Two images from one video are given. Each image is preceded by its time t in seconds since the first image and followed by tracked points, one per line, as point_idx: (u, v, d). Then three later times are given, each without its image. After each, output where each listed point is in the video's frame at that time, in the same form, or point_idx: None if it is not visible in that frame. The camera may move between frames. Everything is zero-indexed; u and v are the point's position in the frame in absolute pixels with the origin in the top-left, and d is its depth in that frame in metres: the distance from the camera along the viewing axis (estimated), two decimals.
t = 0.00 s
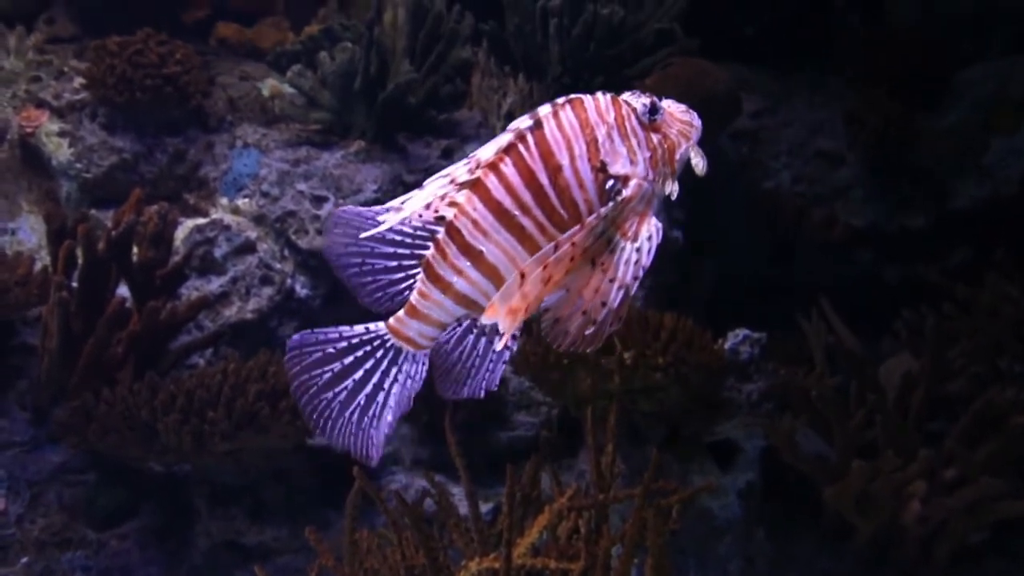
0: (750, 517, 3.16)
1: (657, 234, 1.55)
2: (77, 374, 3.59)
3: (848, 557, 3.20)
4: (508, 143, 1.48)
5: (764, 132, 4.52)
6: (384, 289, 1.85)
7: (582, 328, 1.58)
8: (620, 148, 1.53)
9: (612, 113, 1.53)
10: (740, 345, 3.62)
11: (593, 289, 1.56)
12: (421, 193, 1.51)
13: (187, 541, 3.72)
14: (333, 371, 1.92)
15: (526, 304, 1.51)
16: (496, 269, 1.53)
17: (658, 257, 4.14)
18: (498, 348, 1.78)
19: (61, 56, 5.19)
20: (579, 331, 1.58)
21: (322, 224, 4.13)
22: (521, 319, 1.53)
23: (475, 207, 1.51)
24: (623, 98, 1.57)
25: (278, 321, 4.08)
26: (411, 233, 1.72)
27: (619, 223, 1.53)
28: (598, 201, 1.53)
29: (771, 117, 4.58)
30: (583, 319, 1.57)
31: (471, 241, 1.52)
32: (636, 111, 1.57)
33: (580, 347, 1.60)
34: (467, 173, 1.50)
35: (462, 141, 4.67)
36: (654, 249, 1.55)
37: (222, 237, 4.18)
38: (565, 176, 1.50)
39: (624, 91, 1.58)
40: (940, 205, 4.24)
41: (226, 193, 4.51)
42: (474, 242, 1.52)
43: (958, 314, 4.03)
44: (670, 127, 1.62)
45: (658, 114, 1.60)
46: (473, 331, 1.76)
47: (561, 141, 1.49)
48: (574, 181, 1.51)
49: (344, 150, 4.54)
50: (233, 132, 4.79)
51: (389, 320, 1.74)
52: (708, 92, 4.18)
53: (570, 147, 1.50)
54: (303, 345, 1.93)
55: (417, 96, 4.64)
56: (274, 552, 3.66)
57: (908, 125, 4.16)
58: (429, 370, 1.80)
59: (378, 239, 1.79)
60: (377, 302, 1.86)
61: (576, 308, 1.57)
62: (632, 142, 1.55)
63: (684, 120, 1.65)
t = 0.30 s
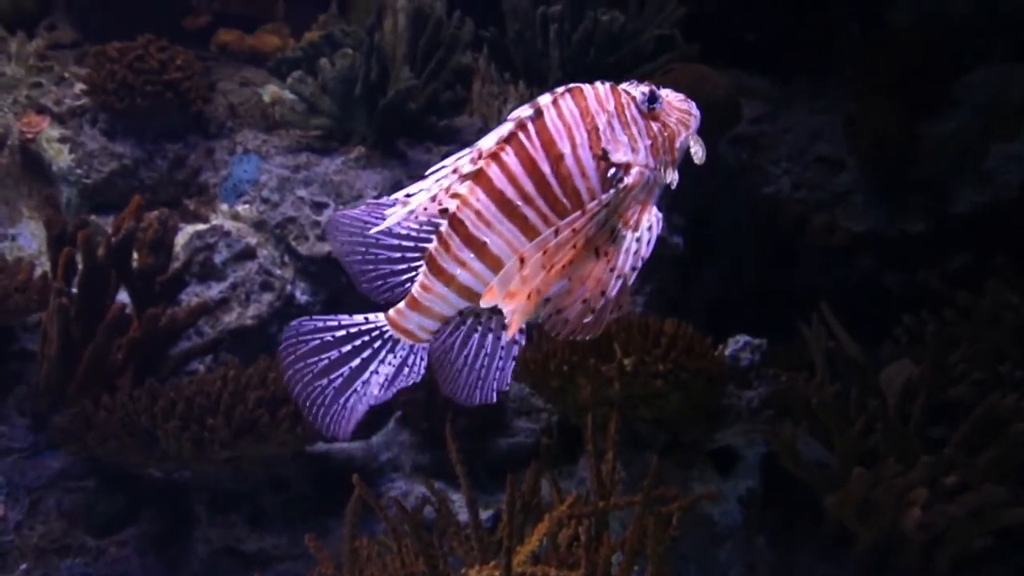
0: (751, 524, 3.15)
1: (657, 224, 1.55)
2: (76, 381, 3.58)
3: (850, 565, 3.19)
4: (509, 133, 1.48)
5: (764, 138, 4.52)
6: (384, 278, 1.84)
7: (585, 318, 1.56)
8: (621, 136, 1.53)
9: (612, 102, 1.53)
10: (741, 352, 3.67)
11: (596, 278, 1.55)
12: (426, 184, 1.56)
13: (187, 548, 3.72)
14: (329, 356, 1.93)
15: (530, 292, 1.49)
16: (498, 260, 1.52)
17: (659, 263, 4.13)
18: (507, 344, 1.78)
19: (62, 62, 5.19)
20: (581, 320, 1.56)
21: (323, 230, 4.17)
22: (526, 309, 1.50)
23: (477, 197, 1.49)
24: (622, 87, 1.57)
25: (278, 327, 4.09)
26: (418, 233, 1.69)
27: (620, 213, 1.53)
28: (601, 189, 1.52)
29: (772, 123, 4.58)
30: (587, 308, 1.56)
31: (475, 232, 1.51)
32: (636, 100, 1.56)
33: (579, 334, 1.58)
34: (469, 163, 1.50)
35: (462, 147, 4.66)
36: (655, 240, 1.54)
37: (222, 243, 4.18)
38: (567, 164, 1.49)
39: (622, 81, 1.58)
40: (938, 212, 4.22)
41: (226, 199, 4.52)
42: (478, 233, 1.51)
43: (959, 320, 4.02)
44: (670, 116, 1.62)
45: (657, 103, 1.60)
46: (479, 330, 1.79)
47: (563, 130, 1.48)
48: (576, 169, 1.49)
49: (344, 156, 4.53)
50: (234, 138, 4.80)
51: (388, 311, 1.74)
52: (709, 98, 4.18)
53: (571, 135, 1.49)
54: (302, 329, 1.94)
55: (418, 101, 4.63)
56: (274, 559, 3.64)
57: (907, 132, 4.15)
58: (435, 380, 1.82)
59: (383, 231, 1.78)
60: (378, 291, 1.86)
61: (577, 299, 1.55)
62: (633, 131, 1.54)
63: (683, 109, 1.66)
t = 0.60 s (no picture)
0: (751, 539, 3.15)
1: (654, 220, 1.54)
2: (75, 393, 3.57)
3: None
4: (509, 127, 1.48)
5: (764, 150, 4.52)
6: (388, 275, 1.84)
7: (585, 311, 1.58)
8: (622, 130, 1.52)
9: (612, 95, 1.52)
10: (741, 365, 3.77)
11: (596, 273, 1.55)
12: (428, 181, 1.60)
13: (184, 562, 3.70)
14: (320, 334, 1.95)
15: (533, 287, 1.50)
16: (501, 256, 1.53)
17: (658, 276, 4.12)
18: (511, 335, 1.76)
19: (62, 73, 5.19)
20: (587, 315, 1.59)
21: (322, 242, 4.20)
22: (528, 304, 1.50)
23: (479, 193, 1.50)
24: (622, 80, 1.56)
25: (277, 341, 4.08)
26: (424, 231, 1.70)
27: (620, 208, 1.52)
28: (601, 184, 1.51)
29: (771, 136, 4.58)
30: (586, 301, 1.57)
31: (477, 228, 1.52)
32: (636, 93, 1.56)
33: (578, 325, 1.60)
34: (471, 160, 1.51)
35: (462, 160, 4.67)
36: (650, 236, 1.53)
37: (221, 256, 4.17)
38: (568, 158, 1.48)
39: (621, 75, 1.58)
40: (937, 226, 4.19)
41: (225, 212, 4.52)
42: (480, 229, 1.51)
43: (958, 333, 4.01)
44: (670, 109, 1.61)
45: (657, 96, 1.58)
46: (483, 327, 1.79)
47: (563, 124, 1.48)
48: (577, 163, 1.49)
49: (343, 168, 4.56)
50: (233, 150, 4.81)
51: (389, 313, 1.77)
52: (708, 111, 4.19)
53: (571, 130, 1.48)
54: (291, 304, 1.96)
55: (417, 114, 4.65)
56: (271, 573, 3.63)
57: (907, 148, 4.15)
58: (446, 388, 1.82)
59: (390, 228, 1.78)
60: (378, 285, 1.87)
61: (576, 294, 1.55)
62: (633, 124, 1.53)
63: (683, 101, 1.64)
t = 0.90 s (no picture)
0: (751, 555, 3.16)
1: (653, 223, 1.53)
2: (73, 408, 3.57)
3: None
4: (510, 128, 1.50)
5: (762, 166, 4.53)
6: (396, 280, 1.89)
7: (583, 309, 1.61)
8: (623, 132, 1.53)
9: (614, 96, 1.54)
10: (738, 381, 3.74)
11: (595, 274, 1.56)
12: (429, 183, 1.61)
13: None
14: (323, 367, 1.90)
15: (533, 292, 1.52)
16: (501, 255, 1.54)
17: (657, 292, 4.12)
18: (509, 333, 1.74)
19: (63, 88, 5.20)
20: (578, 311, 1.61)
21: (320, 257, 4.21)
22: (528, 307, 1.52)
23: (478, 193, 1.52)
24: (625, 80, 1.57)
25: (274, 355, 4.10)
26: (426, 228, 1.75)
27: (621, 211, 1.52)
28: (601, 186, 1.53)
29: (770, 151, 4.59)
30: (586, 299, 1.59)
31: (477, 227, 1.53)
32: (639, 93, 1.56)
33: (578, 323, 1.63)
34: (472, 160, 1.53)
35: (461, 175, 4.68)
36: (644, 240, 1.51)
37: (220, 270, 4.18)
38: (567, 160, 1.50)
39: (626, 73, 1.59)
40: (935, 241, 4.21)
41: (225, 226, 4.54)
42: (480, 228, 1.53)
43: (958, 349, 4.01)
44: (674, 109, 1.62)
45: (660, 97, 1.59)
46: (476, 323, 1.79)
47: (563, 126, 1.50)
48: (576, 165, 1.51)
49: (342, 183, 4.58)
50: (233, 165, 4.82)
51: (400, 319, 1.77)
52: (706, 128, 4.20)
53: (571, 132, 1.50)
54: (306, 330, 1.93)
55: (417, 130, 4.69)
56: None
57: (905, 166, 4.24)
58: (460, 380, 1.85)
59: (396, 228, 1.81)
60: (387, 293, 1.90)
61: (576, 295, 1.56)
62: (635, 126, 1.55)
63: (686, 102, 1.65)
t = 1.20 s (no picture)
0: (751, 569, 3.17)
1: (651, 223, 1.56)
2: (70, 420, 3.56)
3: None
4: (511, 127, 1.52)
5: (760, 178, 4.53)
6: (402, 282, 1.99)
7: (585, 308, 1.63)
8: (624, 131, 1.56)
9: (615, 96, 1.57)
10: (738, 394, 3.78)
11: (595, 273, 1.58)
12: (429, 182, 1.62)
13: None
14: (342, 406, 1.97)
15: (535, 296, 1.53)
16: (502, 254, 1.57)
17: (655, 303, 4.12)
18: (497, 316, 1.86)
19: (63, 99, 5.20)
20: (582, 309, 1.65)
21: (319, 269, 4.22)
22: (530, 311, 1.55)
23: (478, 192, 1.55)
24: (628, 78, 1.60)
25: (274, 366, 4.09)
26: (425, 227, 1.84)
27: (622, 211, 1.55)
28: (602, 185, 1.55)
29: (767, 163, 4.58)
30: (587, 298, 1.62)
31: (477, 226, 1.56)
32: (641, 92, 1.59)
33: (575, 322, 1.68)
34: (473, 159, 1.56)
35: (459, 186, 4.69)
36: (640, 242, 1.55)
37: (218, 282, 4.16)
38: (567, 159, 1.53)
39: (628, 73, 1.62)
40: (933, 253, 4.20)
41: (223, 238, 4.54)
42: (481, 227, 1.56)
43: (957, 360, 4.00)
44: (677, 108, 1.65)
45: (663, 96, 1.62)
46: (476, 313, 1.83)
47: (564, 125, 1.52)
48: (577, 164, 1.53)
49: (341, 195, 4.59)
50: (232, 177, 4.83)
51: (406, 318, 1.79)
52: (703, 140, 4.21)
53: (572, 131, 1.53)
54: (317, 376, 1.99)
55: (415, 141, 4.73)
56: None
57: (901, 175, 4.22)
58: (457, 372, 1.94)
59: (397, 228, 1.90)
60: (399, 298, 2.00)
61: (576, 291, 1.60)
62: (636, 126, 1.58)
63: (689, 100, 1.68)
